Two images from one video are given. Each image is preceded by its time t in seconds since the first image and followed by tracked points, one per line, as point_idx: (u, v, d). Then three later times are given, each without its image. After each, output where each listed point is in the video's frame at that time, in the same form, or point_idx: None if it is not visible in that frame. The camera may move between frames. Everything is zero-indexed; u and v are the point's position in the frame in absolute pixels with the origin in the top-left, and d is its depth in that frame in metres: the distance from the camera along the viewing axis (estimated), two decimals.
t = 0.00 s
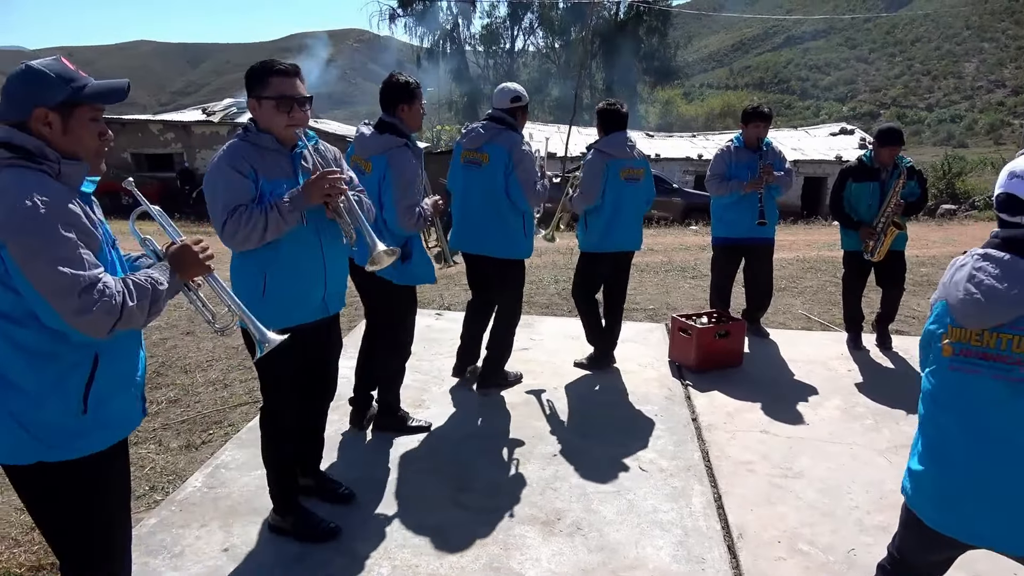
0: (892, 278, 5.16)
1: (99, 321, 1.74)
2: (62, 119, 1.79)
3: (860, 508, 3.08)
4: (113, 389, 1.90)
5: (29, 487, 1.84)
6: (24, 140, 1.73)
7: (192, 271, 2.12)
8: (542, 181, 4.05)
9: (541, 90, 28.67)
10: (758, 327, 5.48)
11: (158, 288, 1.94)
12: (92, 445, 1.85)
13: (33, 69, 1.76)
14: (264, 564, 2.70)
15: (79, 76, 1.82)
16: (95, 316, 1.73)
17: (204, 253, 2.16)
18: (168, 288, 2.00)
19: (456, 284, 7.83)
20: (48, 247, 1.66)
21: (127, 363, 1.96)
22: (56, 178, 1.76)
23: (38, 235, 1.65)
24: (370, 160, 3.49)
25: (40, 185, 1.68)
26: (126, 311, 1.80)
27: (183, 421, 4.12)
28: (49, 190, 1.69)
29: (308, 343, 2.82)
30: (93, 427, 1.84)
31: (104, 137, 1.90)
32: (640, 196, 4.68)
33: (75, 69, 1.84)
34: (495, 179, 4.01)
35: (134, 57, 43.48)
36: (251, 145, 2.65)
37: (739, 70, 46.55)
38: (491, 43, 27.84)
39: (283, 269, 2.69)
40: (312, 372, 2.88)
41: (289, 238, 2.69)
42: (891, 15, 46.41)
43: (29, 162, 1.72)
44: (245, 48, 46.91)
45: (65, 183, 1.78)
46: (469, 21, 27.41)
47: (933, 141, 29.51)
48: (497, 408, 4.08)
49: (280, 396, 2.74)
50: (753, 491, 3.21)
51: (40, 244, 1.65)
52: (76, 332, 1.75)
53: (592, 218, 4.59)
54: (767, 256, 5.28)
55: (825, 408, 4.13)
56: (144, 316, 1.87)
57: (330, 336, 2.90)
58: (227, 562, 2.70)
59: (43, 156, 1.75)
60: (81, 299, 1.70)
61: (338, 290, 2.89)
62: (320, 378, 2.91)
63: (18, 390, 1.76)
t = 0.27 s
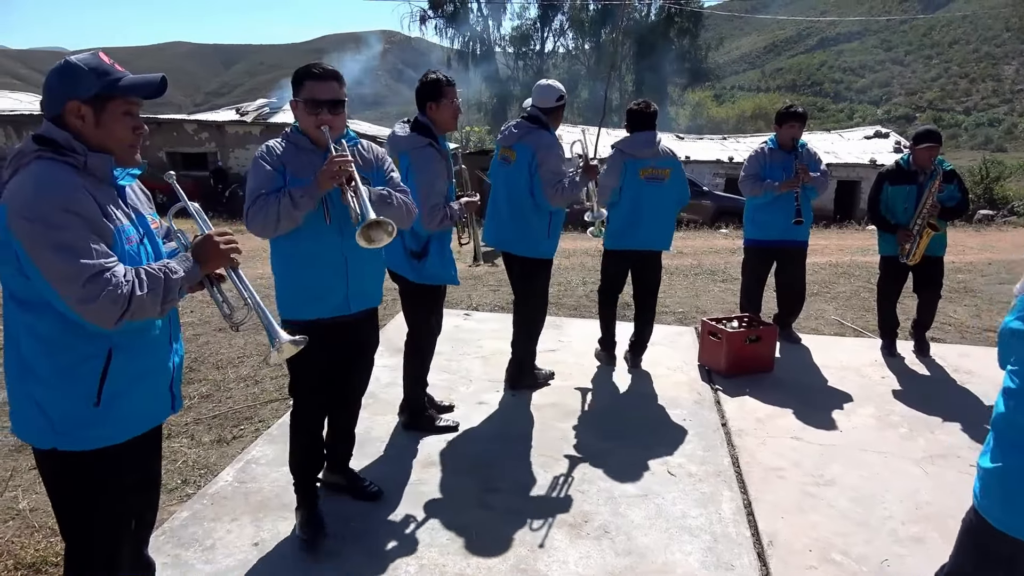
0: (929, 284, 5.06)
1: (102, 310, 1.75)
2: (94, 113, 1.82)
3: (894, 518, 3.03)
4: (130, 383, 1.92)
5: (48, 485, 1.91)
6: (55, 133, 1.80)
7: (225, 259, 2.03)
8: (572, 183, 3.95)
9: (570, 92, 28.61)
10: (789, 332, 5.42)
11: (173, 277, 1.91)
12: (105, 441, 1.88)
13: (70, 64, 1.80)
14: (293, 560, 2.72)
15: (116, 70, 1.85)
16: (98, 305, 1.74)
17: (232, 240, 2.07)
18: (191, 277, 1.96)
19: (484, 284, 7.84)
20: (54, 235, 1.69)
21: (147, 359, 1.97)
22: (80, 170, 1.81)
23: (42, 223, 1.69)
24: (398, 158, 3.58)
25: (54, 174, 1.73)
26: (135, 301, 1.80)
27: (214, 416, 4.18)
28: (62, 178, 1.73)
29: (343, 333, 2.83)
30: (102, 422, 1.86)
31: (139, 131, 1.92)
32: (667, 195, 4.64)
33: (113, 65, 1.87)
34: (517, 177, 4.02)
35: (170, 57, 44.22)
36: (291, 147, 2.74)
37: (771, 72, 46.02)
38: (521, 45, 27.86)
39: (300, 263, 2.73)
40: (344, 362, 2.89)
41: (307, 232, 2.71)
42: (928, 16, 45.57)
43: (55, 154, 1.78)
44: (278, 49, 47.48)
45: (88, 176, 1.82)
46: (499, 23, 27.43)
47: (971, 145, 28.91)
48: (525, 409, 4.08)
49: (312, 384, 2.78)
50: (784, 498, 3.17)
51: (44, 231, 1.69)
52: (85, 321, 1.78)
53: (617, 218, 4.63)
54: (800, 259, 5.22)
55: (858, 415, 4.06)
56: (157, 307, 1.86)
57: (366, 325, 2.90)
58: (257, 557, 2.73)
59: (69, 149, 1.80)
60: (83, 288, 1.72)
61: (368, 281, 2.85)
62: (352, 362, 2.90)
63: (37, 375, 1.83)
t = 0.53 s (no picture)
0: (988, 291, 4.89)
1: (122, 331, 1.74)
2: (147, 121, 1.87)
3: (949, 532, 2.93)
4: (165, 395, 1.94)
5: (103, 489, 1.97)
6: (109, 140, 1.87)
7: (255, 288, 2.04)
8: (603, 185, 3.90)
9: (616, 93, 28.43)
10: (839, 339, 5.29)
11: (199, 304, 1.88)
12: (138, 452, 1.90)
13: (125, 72, 1.85)
14: (336, 555, 2.76)
15: (170, 77, 1.89)
16: (117, 326, 1.74)
17: (266, 270, 2.07)
18: (219, 304, 1.94)
19: (527, 285, 7.84)
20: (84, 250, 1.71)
21: (183, 371, 1.99)
22: (131, 179, 1.87)
23: (78, 235, 1.71)
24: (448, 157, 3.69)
25: (99, 185, 1.76)
26: (155, 324, 1.78)
27: (262, 411, 4.26)
28: (105, 192, 1.76)
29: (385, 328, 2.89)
30: (139, 434, 1.89)
31: (192, 137, 1.97)
32: (699, 196, 4.57)
33: (167, 71, 1.91)
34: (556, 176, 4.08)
35: (223, 60, 45.25)
36: (341, 145, 2.88)
37: (822, 73, 45.04)
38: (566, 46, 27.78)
39: (341, 254, 2.83)
40: (386, 358, 2.95)
41: (346, 224, 2.80)
42: (989, 15, 44.07)
43: (108, 162, 1.85)
44: (326, 51, 48.22)
45: (139, 184, 1.88)
46: (545, 24, 27.39)
47: None
48: (568, 411, 4.06)
49: (353, 368, 2.87)
50: (832, 508, 3.09)
51: (78, 244, 1.71)
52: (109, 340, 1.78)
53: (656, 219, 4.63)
54: (854, 264, 5.09)
55: (911, 425, 3.94)
56: (178, 332, 1.84)
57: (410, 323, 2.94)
58: (302, 551, 2.77)
59: (122, 157, 1.87)
60: (104, 307, 1.72)
61: (408, 283, 2.89)
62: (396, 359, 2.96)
63: (77, 383, 1.87)
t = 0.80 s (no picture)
0: None
1: (143, 324, 1.78)
2: (196, 117, 1.90)
3: (997, 547, 2.83)
4: (204, 386, 1.96)
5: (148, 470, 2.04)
6: (160, 134, 1.91)
7: (284, 303, 2.00)
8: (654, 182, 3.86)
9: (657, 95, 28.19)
10: (884, 346, 5.16)
11: (221, 308, 1.87)
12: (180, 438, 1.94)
13: (176, 68, 1.89)
14: (371, 551, 2.78)
15: (220, 72, 1.92)
16: (136, 318, 1.77)
17: (298, 285, 2.04)
18: (244, 310, 1.92)
19: (565, 287, 7.81)
20: (116, 240, 1.75)
21: (224, 364, 2.00)
22: (180, 173, 1.90)
23: (113, 226, 1.75)
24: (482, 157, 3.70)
25: (145, 178, 1.81)
26: (172, 321, 1.79)
27: (301, 407, 4.32)
28: (149, 186, 1.79)
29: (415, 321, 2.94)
30: (179, 423, 1.93)
31: (240, 132, 2.00)
32: (733, 200, 4.50)
33: (217, 67, 1.94)
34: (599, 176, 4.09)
35: (268, 61, 46.03)
36: (372, 144, 2.92)
37: (869, 74, 44.04)
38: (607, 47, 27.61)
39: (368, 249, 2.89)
40: (417, 356, 2.99)
41: (374, 218, 2.87)
42: None
43: (158, 156, 1.88)
44: (369, 52, 48.71)
45: (187, 178, 1.92)
46: (586, 25, 27.29)
47: None
48: (607, 415, 4.02)
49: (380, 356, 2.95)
50: (874, 519, 3.02)
51: (113, 234, 1.75)
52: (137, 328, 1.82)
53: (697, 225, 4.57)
54: (902, 269, 4.96)
55: (958, 436, 3.82)
56: (196, 332, 1.84)
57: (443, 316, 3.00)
58: (337, 546, 2.80)
59: (172, 151, 1.90)
60: (125, 298, 1.76)
61: (438, 279, 2.93)
62: (427, 357, 3.00)
63: (124, 366, 1.95)
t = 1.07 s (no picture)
0: None
1: (164, 301, 1.81)
2: (235, 111, 1.93)
3: None
4: (229, 370, 1.98)
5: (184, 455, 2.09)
6: (203, 129, 1.98)
7: (308, 280, 1.98)
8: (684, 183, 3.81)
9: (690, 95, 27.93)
10: (921, 352, 5.04)
11: (241, 287, 1.87)
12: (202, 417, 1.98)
13: (222, 64, 1.94)
14: (396, 548, 2.79)
15: (263, 70, 1.94)
16: (158, 295, 1.80)
17: (325, 264, 2.01)
18: (265, 289, 1.91)
19: (594, 288, 7.77)
20: (141, 220, 1.80)
21: (251, 346, 2.02)
22: (216, 163, 1.95)
23: (141, 207, 1.81)
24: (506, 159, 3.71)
25: (176, 163, 1.87)
26: (193, 299, 1.81)
27: (329, 403, 4.36)
28: (178, 170, 1.85)
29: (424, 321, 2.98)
30: (203, 403, 1.97)
31: (279, 129, 2.01)
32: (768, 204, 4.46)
33: (262, 65, 1.96)
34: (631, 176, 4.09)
35: (302, 61, 46.53)
36: (382, 141, 2.96)
37: (908, 74, 43.15)
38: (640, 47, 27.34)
39: (375, 249, 2.93)
40: (428, 354, 3.02)
41: (383, 217, 2.91)
42: None
43: (197, 147, 1.95)
44: (402, 53, 48.99)
45: (221, 168, 1.95)
46: (620, 26, 27.17)
47: None
48: (635, 417, 3.99)
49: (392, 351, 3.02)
50: (907, 528, 2.95)
51: (140, 215, 1.81)
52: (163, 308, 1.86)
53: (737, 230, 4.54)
54: (941, 273, 4.85)
55: (996, 445, 3.72)
56: (218, 311, 1.85)
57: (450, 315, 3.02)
58: (363, 541, 2.82)
59: (211, 142, 1.96)
60: (148, 276, 1.81)
61: (448, 276, 2.97)
62: (440, 356, 3.02)
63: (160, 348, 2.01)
